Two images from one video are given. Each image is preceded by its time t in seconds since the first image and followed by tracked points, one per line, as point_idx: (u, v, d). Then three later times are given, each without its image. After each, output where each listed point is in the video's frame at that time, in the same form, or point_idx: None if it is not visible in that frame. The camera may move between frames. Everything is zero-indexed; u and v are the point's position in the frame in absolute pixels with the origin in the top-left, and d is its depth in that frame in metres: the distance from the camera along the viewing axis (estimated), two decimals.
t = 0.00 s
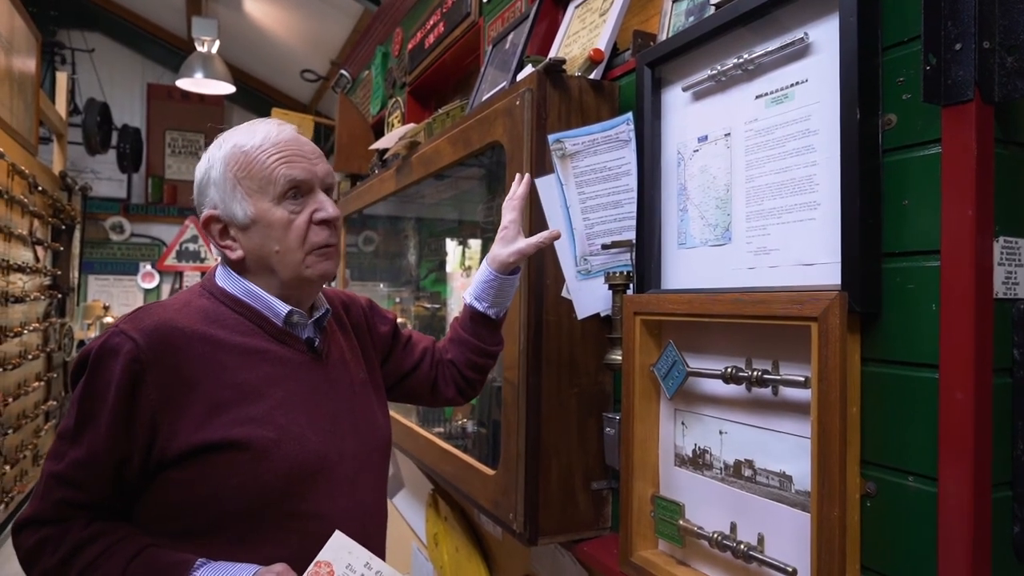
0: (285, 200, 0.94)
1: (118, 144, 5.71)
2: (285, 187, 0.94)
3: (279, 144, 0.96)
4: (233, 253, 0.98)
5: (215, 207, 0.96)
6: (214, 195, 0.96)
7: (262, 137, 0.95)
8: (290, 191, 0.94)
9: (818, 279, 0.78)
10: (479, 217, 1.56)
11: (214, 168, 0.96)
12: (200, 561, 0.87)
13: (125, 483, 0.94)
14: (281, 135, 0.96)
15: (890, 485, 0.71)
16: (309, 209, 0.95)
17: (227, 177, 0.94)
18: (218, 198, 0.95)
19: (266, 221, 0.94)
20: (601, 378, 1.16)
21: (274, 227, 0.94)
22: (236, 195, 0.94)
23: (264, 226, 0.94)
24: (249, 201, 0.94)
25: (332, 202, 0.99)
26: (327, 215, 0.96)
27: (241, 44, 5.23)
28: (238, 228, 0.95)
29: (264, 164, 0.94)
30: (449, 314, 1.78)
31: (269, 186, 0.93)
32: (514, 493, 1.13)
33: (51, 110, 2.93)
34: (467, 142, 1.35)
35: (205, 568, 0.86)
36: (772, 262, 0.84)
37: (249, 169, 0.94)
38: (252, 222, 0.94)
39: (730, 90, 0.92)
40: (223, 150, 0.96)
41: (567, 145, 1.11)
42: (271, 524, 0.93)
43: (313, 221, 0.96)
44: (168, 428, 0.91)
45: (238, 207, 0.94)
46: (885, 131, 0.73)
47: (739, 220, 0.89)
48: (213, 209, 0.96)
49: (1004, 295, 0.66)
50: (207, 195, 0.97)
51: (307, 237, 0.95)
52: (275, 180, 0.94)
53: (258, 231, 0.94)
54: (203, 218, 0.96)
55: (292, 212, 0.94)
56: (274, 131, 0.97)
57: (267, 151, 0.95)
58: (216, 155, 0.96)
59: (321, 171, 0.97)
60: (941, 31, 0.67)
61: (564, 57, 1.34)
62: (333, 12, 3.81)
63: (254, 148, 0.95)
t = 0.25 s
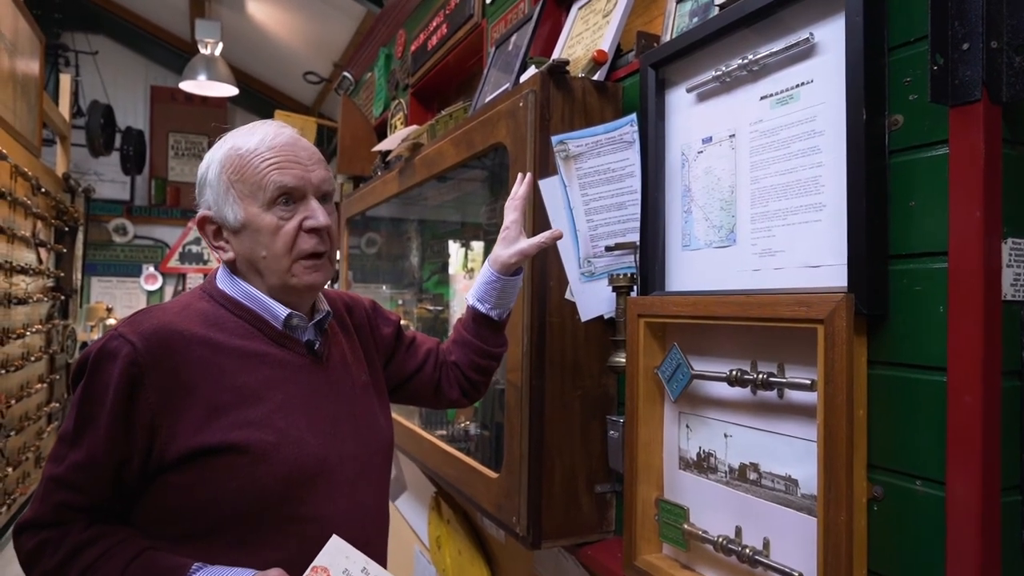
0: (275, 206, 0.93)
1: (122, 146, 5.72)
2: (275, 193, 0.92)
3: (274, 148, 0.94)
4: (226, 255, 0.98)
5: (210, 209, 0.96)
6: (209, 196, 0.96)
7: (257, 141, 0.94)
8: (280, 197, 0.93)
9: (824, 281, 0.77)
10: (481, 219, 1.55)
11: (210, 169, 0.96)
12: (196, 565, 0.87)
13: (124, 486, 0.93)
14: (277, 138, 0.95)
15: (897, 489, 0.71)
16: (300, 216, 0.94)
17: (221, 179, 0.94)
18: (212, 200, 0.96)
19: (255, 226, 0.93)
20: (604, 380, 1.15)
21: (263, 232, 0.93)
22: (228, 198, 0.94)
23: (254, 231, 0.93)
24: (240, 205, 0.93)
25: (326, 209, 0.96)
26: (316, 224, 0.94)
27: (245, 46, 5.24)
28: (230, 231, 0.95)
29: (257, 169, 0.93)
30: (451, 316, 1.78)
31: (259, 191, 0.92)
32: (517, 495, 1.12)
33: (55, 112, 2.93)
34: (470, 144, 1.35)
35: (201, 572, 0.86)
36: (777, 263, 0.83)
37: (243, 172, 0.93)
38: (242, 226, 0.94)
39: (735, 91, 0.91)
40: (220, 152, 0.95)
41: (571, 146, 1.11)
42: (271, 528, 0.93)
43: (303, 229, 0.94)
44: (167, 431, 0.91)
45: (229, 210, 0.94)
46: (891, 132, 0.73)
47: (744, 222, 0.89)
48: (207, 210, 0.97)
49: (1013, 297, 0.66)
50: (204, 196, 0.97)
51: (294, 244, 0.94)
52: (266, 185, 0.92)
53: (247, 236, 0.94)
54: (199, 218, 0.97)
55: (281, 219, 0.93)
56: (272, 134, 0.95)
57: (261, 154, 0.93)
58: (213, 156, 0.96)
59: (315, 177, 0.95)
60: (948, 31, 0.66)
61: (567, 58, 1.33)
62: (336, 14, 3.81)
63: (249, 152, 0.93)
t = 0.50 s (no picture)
0: (286, 214, 0.92)
1: (126, 154, 5.74)
2: (287, 201, 0.92)
3: (284, 155, 0.93)
4: (231, 262, 0.97)
5: (217, 215, 0.95)
6: (216, 203, 0.95)
7: (267, 147, 0.93)
8: (291, 205, 0.92)
9: (834, 290, 0.76)
10: (485, 226, 1.55)
11: (218, 175, 0.95)
12: None
13: (123, 495, 0.92)
14: (287, 145, 0.94)
15: (910, 501, 0.69)
16: (311, 223, 0.94)
17: (230, 186, 0.93)
18: (220, 206, 0.94)
19: (266, 233, 0.92)
20: (610, 389, 1.14)
21: (273, 239, 0.92)
22: (237, 205, 0.93)
23: (263, 238, 0.93)
24: (250, 212, 0.92)
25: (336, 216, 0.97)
26: (327, 231, 0.94)
27: (249, 55, 5.26)
28: (238, 238, 0.94)
29: (268, 176, 0.92)
30: (455, 325, 1.77)
31: (270, 198, 0.92)
32: (522, 506, 1.11)
33: (60, 121, 2.94)
34: (474, 151, 1.34)
35: None
36: (785, 271, 0.82)
37: (252, 179, 0.92)
38: (251, 233, 0.93)
39: (742, 98, 0.90)
40: (228, 158, 0.94)
41: (576, 153, 1.11)
42: (270, 539, 0.92)
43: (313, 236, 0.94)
44: (166, 440, 0.90)
45: (238, 217, 0.93)
46: (901, 138, 0.72)
47: (751, 229, 0.88)
48: (213, 217, 0.95)
49: None
50: (210, 202, 0.96)
51: (305, 251, 0.93)
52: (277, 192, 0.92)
53: (256, 243, 0.93)
54: (204, 225, 0.96)
55: (292, 226, 0.92)
56: (281, 141, 0.95)
57: (272, 161, 0.93)
58: (221, 162, 0.95)
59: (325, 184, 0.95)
60: (959, 36, 0.65)
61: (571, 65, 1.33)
62: (340, 23, 3.83)
63: (259, 159, 0.93)
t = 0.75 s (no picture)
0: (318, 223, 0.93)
1: (132, 163, 5.75)
2: (321, 210, 0.93)
3: (315, 166, 0.94)
4: (253, 269, 0.94)
5: (243, 221, 0.92)
6: (242, 208, 0.92)
7: (298, 157, 0.94)
8: (324, 215, 0.93)
9: (848, 298, 0.74)
10: (490, 235, 1.53)
11: (244, 180, 0.93)
12: None
13: (119, 509, 0.91)
14: (316, 156, 0.95)
15: (928, 516, 0.67)
16: (338, 234, 0.95)
17: (260, 192, 0.91)
18: (247, 211, 0.92)
19: (298, 241, 0.92)
20: (618, 400, 1.12)
21: (305, 248, 0.92)
22: (269, 212, 0.91)
23: (294, 246, 0.92)
24: (282, 219, 0.91)
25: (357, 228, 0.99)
26: (354, 242, 0.96)
27: (255, 64, 5.28)
28: (264, 245, 0.92)
29: (301, 185, 0.92)
30: (459, 334, 1.76)
31: (305, 207, 0.92)
32: (528, 518, 1.09)
33: (65, 129, 2.94)
34: (480, 159, 1.33)
35: None
36: (797, 280, 0.81)
37: (285, 187, 0.92)
38: (282, 241, 0.91)
39: (752, 104, 0.89)
40: (256, 163, 0.93)
41: (583, 160, 1.09)
42: (268, 555, 0.90)
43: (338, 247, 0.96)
44: (163, 454, 0.89)
45: (269, 224, 0.91)
46: (917, 143, 0.70)
47: (762, 237, 0.86)
48: (238, 222, 0.92)
49: None
50: (232, 207, 0.93)
51: (333, 261, 0.95)
52: (312, 202, 0.92)
53: (286, 251, 0.92)
54: (227, 230, 0.92)
55: (323, 236, 0.93)
56: (309, 151, 0.95)
57: (304, 170, 0.93)
58: (246, 167, 0.93)
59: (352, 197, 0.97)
60: (977, 38, 0.64)
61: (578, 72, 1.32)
62: (346, 32, 3.83)
63: (291, 167, 0.92)
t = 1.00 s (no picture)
0: (326, 229, 0.92)
1: (137, 171, 5.76)
2: (330, 216, 0.91)
3: (324, 171, 0.93)
4: (259, 276, 0.92)
5: (249, 226, 0.90)
6: (249, 213, 0.91)
7: (307, 162, 0.92)
8: (333, 221, 0.92)
9: (865, 306, 0.72)
10: (494, 243, 1.51)
11: (251, 185, 0.91)
12: None
13: (115, 521, 0.89)
14: (325, 161, 0.94)
15: (952, 533, 0.65)
16: (347, 241, 0.94)
17: (267, 197, 0.90)
18: (254, 217, 0.90)
19: (306, 247, 0.90)
20: (626, 410, 1.10)
21: (313, 255, 0.91)
22: (276, 217, 0.90)
23: (302, 253, 0.91)
24: (291, 225, 0.90)
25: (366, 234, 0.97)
26: (363, 248, 0.95)
27: (261, 72, 5.29)
28: (271, 251, 0.91)
29: (310, 190, 0.91)
30: (464, 342, 1.74)
31: (314, 213, 0.90)
32: (534, 531, 1.07)
33: (70, 136, 2.94)
34: (486, 164, 1.31)
35: None
36: (812, 287, 0.79)
37: (294, 192, 0.90)
38: (290, 247, 0.90)
39: (765, 107, 0.87)
40: (264, 167, 0.91)
41: (591, 165, 1.07)
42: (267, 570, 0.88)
43: (346, 254, 0.94)
44: (161, 465, 0.87)
45: (277, 229, 0.90)
46: (937, 147, 0.68)
47: (776, 243, 0.84)
48: (245, 228, 0.91)
49: None
50: (239, 212, 0.91)
51: (341, 268, 0.93)
52: (321, 208, 0.91)
53: (293, 257, 0.90)
54: (233, 235, 0.90)
55: (331, 242, 0.92)
56: (318, 156, 0.94)
57: (313, 176, 0.92)
58: (254, 171, 0.91)
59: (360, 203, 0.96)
60: (1000, 39, 0.62)
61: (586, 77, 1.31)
62: (351, 40, 3.84)
63: (300, 172, 0.91)
